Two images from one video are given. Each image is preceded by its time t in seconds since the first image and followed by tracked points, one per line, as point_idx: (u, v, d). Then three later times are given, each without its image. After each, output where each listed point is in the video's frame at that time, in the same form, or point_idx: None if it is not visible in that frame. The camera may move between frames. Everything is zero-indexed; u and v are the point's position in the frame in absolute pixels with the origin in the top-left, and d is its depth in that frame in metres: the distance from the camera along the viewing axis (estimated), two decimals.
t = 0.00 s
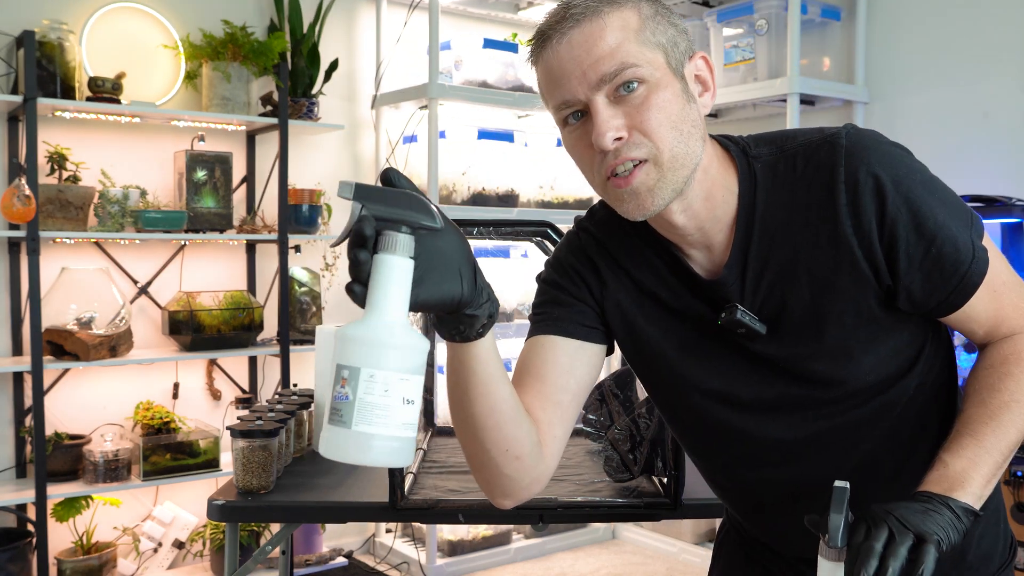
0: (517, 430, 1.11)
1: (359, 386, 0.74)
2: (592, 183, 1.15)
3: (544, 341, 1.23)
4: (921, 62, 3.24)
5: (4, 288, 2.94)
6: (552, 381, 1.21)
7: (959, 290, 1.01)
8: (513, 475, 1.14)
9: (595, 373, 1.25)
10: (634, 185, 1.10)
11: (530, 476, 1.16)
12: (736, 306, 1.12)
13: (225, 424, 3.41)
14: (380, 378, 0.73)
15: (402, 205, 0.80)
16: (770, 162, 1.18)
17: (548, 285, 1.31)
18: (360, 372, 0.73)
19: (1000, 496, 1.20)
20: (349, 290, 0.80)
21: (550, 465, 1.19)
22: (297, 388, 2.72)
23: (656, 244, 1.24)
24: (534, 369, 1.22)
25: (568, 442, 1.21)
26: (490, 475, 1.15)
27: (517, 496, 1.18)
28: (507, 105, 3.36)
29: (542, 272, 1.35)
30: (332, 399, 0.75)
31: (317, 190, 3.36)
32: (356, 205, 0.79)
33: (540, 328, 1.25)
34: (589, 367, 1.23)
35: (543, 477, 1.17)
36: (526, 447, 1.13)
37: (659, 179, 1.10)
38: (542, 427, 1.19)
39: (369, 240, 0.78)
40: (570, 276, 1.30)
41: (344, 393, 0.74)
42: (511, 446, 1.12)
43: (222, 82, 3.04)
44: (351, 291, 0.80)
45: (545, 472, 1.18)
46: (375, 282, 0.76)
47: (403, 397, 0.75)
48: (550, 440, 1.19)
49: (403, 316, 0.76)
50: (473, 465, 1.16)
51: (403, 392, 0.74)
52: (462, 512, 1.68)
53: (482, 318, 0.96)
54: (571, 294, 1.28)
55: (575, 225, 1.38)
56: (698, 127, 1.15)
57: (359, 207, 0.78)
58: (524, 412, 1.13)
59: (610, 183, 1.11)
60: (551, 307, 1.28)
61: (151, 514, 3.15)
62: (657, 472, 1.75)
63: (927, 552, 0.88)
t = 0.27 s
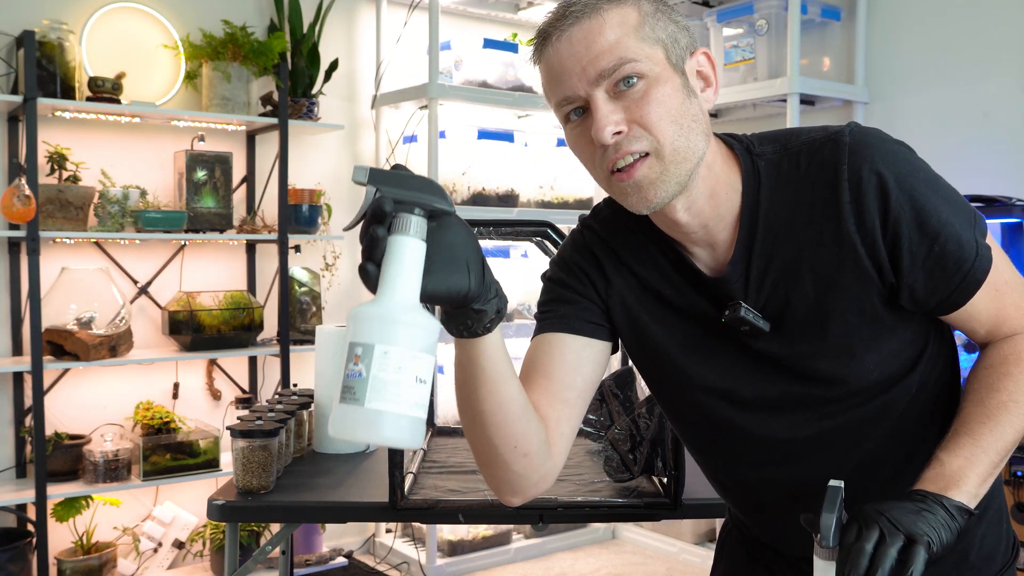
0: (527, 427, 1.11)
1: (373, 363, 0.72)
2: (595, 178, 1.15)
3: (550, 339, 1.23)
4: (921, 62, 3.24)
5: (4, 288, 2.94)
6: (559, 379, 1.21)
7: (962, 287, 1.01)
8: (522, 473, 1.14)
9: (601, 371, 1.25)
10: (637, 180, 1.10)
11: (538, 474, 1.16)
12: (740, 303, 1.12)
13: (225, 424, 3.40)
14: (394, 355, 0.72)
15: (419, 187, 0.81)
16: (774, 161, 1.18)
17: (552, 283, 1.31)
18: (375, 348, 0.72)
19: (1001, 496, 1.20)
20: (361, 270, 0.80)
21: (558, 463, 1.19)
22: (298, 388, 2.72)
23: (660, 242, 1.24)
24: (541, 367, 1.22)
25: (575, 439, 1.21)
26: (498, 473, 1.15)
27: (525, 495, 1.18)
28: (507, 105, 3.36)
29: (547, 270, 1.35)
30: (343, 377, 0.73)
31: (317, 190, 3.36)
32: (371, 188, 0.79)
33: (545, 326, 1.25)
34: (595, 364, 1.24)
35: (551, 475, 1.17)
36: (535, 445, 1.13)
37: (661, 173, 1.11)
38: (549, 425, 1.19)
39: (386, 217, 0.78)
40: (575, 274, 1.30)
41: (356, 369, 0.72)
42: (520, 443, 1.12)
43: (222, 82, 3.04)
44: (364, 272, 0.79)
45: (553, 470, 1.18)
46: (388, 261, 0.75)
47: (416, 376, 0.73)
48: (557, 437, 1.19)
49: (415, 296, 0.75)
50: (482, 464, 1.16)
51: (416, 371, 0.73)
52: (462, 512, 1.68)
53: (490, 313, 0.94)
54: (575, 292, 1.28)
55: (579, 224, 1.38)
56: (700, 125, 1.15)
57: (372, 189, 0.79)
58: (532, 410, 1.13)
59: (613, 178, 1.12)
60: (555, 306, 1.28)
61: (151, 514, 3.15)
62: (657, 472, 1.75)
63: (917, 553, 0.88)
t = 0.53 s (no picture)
0: (530, 436, 1.12)
1: (383, 402, 0.74)
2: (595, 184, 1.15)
3: (552, 344, 1.24)
4: (921, 62, 3.25)
5: (4, 288, 2.94)
6: (561, 384, 1.21)
7: (961, 288, 1.01)
8: (527, 480, 1.14)
9: (604, 376, 1.25)
10: (635, 186, 1.10)
11: (543, 480, 1.16)
12: (740, 305, 1.12)
13: (225, 424, 3.40)
14: (404, 392, 0.74)
15: (418, 217, 0.81)
16: (773, 163, 1.18)
17: (554, 287, 1.31)
18: (385, 387, 0.74)
19: (1002, 495, 1.20)
20: (365, 305, 0.81)
21: (562, 467, 1.19)
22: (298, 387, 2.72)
23: (661, 245, 1.24)
24: (543, 374, 1.22)
25: (579, 444, 1.22)
26: (503, 480, 1.15)
27: (531, 500, 1.18)
28: (507, 104, 3.36)
29: (549, 273, 1.35)
30: (354, 416, 0.75)
31: (317, 190, 3.36)
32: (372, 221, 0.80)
33: (547, 331, 1.25)
34: (596, 368, 1.24)
35: (556, 480, 1.17)
36: (538, 453, 1.13)
37: (659, 179, 1.10)
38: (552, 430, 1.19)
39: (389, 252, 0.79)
40: (577, 277, 1.30)
41: (366, 409, 0.74)
42: (523, 450, 1.12)
43: (222, 82, 3.03)
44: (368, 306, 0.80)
45: (557, 476, 1.18)
46: (391, 296, 0.76)
47: (424, 411, 0.75)
48: (561, 442, 1.19)
49: (419, 330, 0.77)
50: (486, 471, 1.16)
51: (425, 405, 0.75)
52: (462, 512, 1.68)
53: (492, 331, 0.95)
54: (577, 295, 1.28)
55: (580, 228, 1.38)
56: (698, 126, 1.15)
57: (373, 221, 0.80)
58: (535, 418, 1.13)
59: (612, 184, 1.12)
60: (557, 309, 1.28)
61: (151, 514, 3.15)
62: (657, 472, 1.74)
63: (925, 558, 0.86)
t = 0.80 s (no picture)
0: (537, 441, 1.12)
1: (406, 390, 0.72)
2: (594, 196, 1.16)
3: (556, 353, 1.24)
4: (921, 61, 3.24)
5: (4, 289, 2.94)
6: (566, 392, 1.21)
7: (960, 292, 1.01)
8: (533, 485, 1.14)
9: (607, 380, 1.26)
10: (632, 200, 1.10)
11: (549, 485, 1.16)
12: (741, 310, 1.12)
13: (225, 424, 3.41)
14: (426, 381, 0.73)
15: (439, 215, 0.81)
16: (773, 167, 1.17)
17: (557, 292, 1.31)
18: (409, 373, 0.72)
19: (1003, 495, 1.20)
20: (388, 298, 0.81)
21: (567, 474, 1.19)
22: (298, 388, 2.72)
23: (662, 250, 1.24)
24: (549, 380, 1.22)
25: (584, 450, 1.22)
26: (509, 487, 1.15)
27: (537, 506, 1.18)
28: (507, 104, 3.36)
29: (552, 279, 1.35)
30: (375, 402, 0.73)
31: (317, 190, 3.36)
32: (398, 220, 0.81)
33: (550, 340, 1.26)
34: (600, 376, 1.25)
35: (561, 487, 1.18)
36: (545, 458, 1.13)
37: (657, 194, 1.11)
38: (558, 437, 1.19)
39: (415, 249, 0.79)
40: (580, 282, 1.30)
41: (389, 394, 0.72)
42: (531, 458, 1.12)
43: (222, 82, 3.03)
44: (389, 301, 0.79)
45: (562, 481, 1.18)
46: (414, 290, 0.76)
47: (443, 401, 0.74)
48: (567, 450, 1.19)
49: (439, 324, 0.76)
50: (492, 476, 1.16)
51: (443, 396, 0.74)
52: (463, 512, 1.68)
53: (501, 334, 0.95)
54: (579, 300, 1.28)
55: (581, 233, 1.39)
56: (696, 133, 1.16)
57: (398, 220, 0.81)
58: (541, 423, 1.13)
59: (610, 198, 1.12)
60: (559, 314, 1.28)
61: (151, 514, 3.15)
62: (657, 472, 1.75)
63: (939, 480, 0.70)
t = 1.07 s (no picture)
0: (526, 429, 1.12)
1: (397, 385, 0.73)
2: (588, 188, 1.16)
3: (549, 343, 1.24)
4: (921, 61, 3.24)
5: (4, 289, 2.94)
6: (558, 382, 1.21)
7: (950, 296, 1.01)
8: (521, 475, 1.14)
9: (599, 370, 1.26)
10: (626, 192, 1.11)
11: (537, 476, 1.16)
12: (732, 307, 1.12)
13: (225, 424, 3.41)
14: (418, 378, 0.73)
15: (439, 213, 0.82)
16: (768, 166, 1.17)
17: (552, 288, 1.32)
18: (400, 371, 0.73)
19: (1000, 495, 1.20)
20: (383, 294, 0.81)
21: (556, 465, 1.19)
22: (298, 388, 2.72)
23: (656, 247, 1.24)
24: (541, 370, 1.22)
25: (574, 442, 1.22)
26: (498, 475, 1.15)
27: (525, 496, 1.18)
28: (507, 104, 3.36)
29: (548, 274, 1.35)
30: (368, 398, 0.74)
31: (317, 190, 3.36)
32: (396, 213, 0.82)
33: (543, 332, 1.26)
34: (591, 366, 1.24)
35: (550, 477, 1.18)
36: (534, 447, 1.13)
37: (650, 186, 1.11)
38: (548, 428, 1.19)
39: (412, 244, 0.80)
40: (574, 278, 1.30)
41: (381, 391, 0.73)
42: (520, 445, 1.12)
43: (222, 82, 3.03)
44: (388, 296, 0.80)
45: (551, 472, 1.18)
46: (409, 287, 0.77)
47: (434, 399, 0.74)
48: (556, 440, 1.19)
49: (433, 320, 0.76)
50: (481, 463, 1.16)
51: (434, 392, 0.74)
52: (462, 512, 1.68)
53: (496, 323, 0.95)
54: (573, 296, 1.28)
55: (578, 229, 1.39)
56: (692, 130, 1.16)
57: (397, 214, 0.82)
58: (531, 411, 1.13)
59: (604, 190, 1.13)
60: (554, 311, 1.28)
61: (151, 514, 3.15)
62: (657, 472, 1.75)
63: (932, 428, 0.72)
